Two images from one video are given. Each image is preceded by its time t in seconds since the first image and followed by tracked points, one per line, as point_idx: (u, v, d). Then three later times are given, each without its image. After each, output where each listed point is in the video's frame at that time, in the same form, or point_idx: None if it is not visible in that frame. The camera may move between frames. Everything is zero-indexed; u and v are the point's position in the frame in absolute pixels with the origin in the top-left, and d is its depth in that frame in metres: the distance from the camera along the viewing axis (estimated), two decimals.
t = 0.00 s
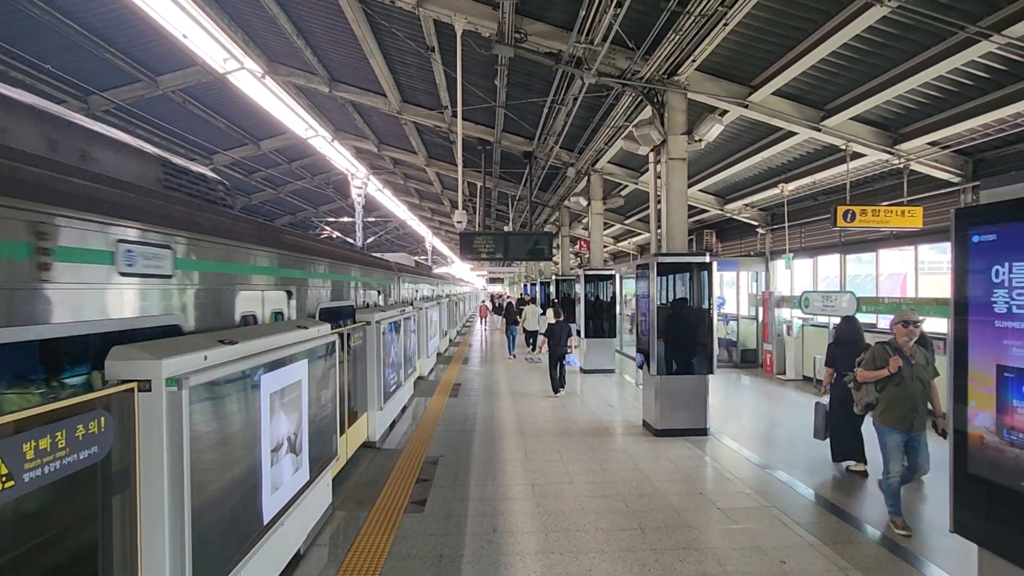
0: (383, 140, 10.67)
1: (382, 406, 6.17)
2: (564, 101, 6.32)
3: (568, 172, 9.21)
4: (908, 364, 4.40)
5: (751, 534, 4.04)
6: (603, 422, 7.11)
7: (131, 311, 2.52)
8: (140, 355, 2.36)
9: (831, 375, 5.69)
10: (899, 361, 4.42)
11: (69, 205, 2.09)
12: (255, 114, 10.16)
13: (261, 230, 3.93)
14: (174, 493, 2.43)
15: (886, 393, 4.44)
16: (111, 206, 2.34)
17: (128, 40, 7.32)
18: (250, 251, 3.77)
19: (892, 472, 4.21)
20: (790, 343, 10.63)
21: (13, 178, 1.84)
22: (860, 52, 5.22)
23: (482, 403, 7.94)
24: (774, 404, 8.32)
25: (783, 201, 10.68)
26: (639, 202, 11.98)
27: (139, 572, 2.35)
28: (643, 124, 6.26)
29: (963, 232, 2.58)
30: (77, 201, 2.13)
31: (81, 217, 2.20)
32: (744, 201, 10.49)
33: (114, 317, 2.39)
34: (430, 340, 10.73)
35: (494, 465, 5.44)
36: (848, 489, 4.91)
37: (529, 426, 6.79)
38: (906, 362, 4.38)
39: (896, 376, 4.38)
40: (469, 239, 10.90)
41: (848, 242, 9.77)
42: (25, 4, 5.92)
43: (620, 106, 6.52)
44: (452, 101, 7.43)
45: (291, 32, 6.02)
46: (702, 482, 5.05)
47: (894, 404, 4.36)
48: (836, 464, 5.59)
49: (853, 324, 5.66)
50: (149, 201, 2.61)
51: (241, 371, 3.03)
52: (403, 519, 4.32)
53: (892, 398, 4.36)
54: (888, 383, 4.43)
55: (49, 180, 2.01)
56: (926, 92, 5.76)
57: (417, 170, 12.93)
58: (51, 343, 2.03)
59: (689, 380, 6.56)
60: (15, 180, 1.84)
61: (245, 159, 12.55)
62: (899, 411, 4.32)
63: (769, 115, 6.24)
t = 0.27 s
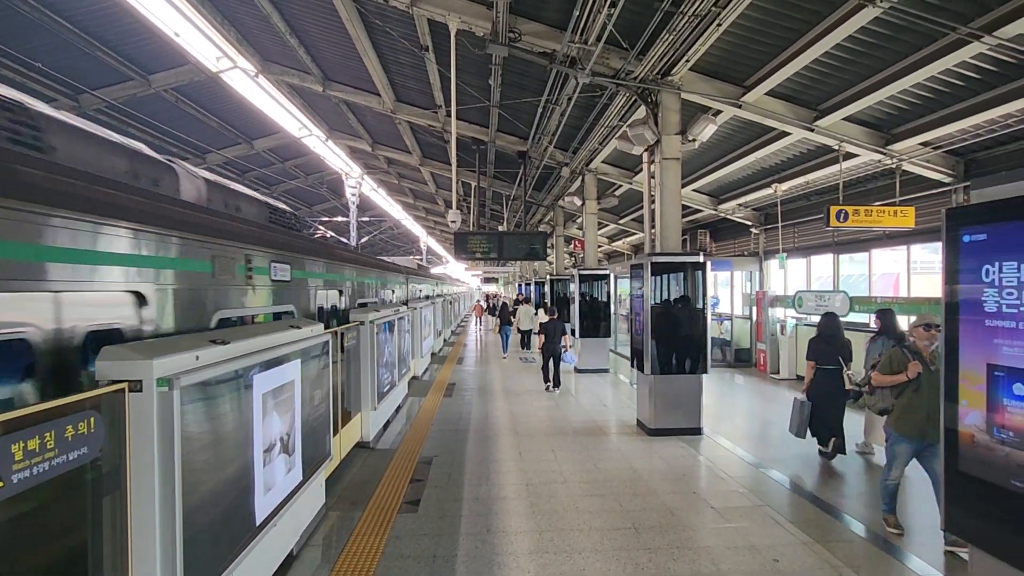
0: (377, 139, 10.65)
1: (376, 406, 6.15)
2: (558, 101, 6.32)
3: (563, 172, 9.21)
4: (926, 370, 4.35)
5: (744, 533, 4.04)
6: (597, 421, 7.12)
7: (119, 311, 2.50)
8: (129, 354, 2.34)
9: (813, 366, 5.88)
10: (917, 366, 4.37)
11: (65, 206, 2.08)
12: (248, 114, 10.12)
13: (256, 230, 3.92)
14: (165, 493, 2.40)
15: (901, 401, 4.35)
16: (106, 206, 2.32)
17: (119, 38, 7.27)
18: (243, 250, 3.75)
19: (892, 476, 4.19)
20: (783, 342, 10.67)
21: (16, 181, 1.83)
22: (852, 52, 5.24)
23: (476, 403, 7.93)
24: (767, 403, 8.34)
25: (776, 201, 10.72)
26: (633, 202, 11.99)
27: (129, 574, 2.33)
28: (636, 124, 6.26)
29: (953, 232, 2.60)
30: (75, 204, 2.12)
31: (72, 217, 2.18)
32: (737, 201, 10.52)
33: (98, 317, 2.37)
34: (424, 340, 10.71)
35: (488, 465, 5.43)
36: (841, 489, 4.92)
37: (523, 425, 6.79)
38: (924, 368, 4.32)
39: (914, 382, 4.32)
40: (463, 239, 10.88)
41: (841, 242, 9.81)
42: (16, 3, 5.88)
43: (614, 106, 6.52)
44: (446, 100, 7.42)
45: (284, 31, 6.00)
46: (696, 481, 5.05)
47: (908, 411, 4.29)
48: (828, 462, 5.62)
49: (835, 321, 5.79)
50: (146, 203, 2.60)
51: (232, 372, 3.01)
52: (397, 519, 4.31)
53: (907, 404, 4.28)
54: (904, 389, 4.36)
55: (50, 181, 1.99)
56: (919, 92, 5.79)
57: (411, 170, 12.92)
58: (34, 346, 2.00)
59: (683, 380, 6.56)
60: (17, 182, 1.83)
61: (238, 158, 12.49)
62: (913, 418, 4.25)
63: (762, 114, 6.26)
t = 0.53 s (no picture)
0: (375, 138, 10.64)
1: (375, 405, 6.16)
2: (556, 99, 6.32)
3: (561, 171, 9.21)
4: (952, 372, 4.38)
5: (743, 531, 4.05)
6: (596, 420, 7.12)
7: (116, 310, 2.50)
8: (126, 354, 2.34)
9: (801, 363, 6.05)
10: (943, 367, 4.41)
11: (62, 206, 2.07)
12: (246, 112, 10.10)
13: (255, 229, 3.92)
14: (162, 492, 2.40)
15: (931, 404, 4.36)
16: (105, 207, 2.32)
17: (117, 36, 7.26)
18: (241, 250, 3.74)
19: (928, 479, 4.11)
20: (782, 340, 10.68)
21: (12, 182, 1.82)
22: (851, 50, 5.24)
23: (475, 402, 7.94)
24: (766, 402, 8.36)
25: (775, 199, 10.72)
26: (632, 201, 11.99)
27: (126, 572, 2.33)
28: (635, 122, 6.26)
29: (951, 230, 2.59)
30: (73, 204, 2.12)
31: (68, 217, 2.17)
32: (736, 199, 10.53)
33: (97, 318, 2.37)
34: (423, 339, 10.71)
35: (487, 463, 5.44)
36: (840, 487, 4.92)
37: (522, 424, 6.79)
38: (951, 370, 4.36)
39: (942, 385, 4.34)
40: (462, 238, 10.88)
41: (839, 240, 9.83)
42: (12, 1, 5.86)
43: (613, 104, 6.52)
44: (444, 99, 7.42)
45: (281, 29, 5.99)
46: (694, 479, 5.06)
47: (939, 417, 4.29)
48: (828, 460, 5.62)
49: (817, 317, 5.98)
50: (146, 203, 2.60)
51: (231, 372, 3.01)
52: (396, 517, 4.31)
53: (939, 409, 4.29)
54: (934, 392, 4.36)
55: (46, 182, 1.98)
56: (917, 90, 5.79)
57: (410, 169, 12.92)
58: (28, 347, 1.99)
59: (682, 378, 6.57)
60: (14, 184, 1.82)
61: (237, 157, 12.47)
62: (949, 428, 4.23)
63: (761, 113, 6.26)
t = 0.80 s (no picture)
0: (379, 136, 10.65)
1: (379, 403, 6.17)
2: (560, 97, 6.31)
3: (565, 168, 9.21)
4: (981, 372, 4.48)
5: (748, 529, 4.05)
6: (600, 417, 7.13)
7: (123, 310, 2.51)
8: (132, 352, 2.35)
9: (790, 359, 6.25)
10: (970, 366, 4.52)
11: (64, 204, 2.08)
12: (250, 111, 10.13)
13: (258, 228, 3.92)
14: (169, 488, 2.42)
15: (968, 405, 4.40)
16: (107, 206, 2.33)
17: (122, 36, 7.29)
18: (246, 248, 3.75)
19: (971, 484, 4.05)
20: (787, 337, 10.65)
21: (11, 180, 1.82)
22: (856, 46, 5.21)
23: (478, 399, 7.95)
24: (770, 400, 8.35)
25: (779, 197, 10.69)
26: (636, 198, 11.97)
27: (134, 568, 2.34)
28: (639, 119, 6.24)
29: (958, 227, 2.58)
30: (75, 202, 2.13)
31: (73, 216, 2.17)
32: (740, 196, 10.50)
33: (107, 317, 2.39)
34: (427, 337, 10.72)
35: (491, 461, 5.45)
36: (845, 484, 4.91)
37: (526, 422, 6.80)
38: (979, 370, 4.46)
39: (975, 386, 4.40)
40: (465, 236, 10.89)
41: (844, 237, 9.79)
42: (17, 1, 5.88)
43: (616, 102, 6.50)
44: (448, 97, 7.42)
45: (285, 28, 6.00)
46: (699, 477, 5.06)
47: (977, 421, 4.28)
48: (833, 458, 5.60)
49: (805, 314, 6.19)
50: (148, 201, 2.61)
51: (236, 370, 3.02)
52: (401, 514, 4.33)
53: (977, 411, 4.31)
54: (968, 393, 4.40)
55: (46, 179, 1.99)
56: (924, 86, 5.75)
57: (413, 167, 12.93)
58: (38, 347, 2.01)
59: (686, 375, 6.57)
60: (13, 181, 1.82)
61: (240, 156, 12.50)
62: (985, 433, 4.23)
63: (765, 110, 6.24)
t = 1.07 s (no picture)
0: (388, 133, 10.67)
1: (389, 399, 6.20)
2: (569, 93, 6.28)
3: (574, 165, 9.18)
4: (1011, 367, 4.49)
5: (759, 526, 4.02)
6: (609, 414, 7.12)
7: (139, 309, 2.54)
8: (146, 349, 2.37)
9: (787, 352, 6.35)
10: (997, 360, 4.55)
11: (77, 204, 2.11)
12: (260, 109, 10.18)
13: (268, 226, 3.95)
14: (181, 483, 2.44)
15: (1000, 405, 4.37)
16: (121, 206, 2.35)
17: (134, 35, 7.35)
18: (257, 246, 3.78)
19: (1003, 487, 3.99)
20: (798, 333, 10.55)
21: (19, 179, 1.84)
22: (869, 39, 5.14)
23: (488, 396, 7.97)
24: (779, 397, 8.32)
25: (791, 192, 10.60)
26: (645, 194, 11.91)
27: (148, 562, 2.37)
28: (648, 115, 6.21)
29: (973, 222, 2.54)
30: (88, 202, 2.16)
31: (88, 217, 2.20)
32: (751, 192, 10.42)
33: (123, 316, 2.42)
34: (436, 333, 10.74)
35: (500, 457, 5.45)
36: (857, 482, 4.87)
37: (535, 418, 6.80)
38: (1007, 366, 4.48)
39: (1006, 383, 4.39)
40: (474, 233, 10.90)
41: (856, 233, 9.69)
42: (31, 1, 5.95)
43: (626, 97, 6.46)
44: (457, 93, 7.42)
45: (295, 26, 6.02)
46: (709, 474, 5.04)
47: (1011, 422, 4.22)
48: (845, 455, 5.56)
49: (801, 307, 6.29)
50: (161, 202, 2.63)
51: (248, 366, 3.04)
52: (411, 510, 4.35)
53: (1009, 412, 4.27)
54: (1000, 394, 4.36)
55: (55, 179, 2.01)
56: (938, 79, 5.67)
57: (422, 164, 12.95)
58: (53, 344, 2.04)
59: (696, 372, 6.54)
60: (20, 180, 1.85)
61: (251, 154, 12.58)
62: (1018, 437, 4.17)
63: (777, 104, 6.19)
